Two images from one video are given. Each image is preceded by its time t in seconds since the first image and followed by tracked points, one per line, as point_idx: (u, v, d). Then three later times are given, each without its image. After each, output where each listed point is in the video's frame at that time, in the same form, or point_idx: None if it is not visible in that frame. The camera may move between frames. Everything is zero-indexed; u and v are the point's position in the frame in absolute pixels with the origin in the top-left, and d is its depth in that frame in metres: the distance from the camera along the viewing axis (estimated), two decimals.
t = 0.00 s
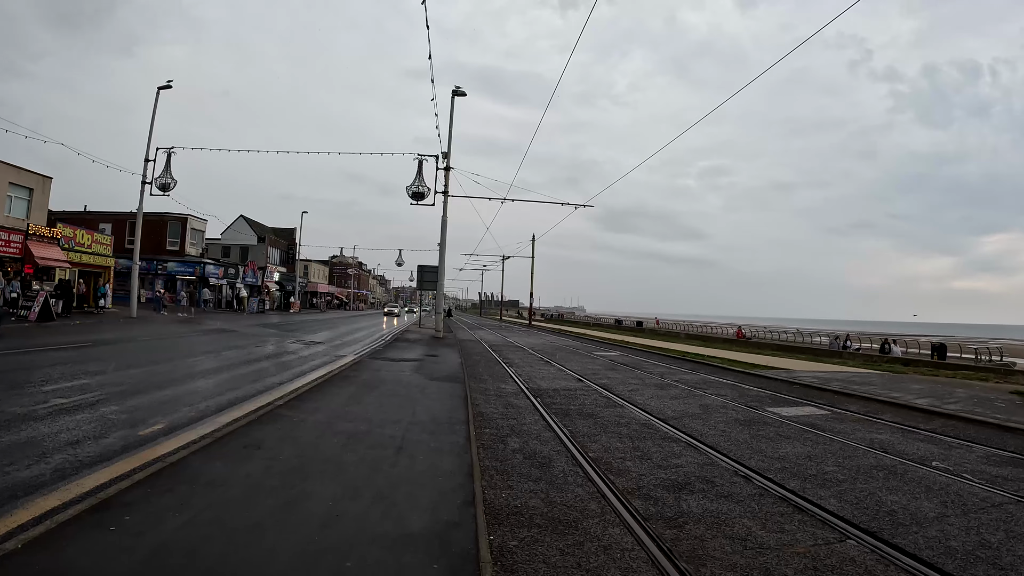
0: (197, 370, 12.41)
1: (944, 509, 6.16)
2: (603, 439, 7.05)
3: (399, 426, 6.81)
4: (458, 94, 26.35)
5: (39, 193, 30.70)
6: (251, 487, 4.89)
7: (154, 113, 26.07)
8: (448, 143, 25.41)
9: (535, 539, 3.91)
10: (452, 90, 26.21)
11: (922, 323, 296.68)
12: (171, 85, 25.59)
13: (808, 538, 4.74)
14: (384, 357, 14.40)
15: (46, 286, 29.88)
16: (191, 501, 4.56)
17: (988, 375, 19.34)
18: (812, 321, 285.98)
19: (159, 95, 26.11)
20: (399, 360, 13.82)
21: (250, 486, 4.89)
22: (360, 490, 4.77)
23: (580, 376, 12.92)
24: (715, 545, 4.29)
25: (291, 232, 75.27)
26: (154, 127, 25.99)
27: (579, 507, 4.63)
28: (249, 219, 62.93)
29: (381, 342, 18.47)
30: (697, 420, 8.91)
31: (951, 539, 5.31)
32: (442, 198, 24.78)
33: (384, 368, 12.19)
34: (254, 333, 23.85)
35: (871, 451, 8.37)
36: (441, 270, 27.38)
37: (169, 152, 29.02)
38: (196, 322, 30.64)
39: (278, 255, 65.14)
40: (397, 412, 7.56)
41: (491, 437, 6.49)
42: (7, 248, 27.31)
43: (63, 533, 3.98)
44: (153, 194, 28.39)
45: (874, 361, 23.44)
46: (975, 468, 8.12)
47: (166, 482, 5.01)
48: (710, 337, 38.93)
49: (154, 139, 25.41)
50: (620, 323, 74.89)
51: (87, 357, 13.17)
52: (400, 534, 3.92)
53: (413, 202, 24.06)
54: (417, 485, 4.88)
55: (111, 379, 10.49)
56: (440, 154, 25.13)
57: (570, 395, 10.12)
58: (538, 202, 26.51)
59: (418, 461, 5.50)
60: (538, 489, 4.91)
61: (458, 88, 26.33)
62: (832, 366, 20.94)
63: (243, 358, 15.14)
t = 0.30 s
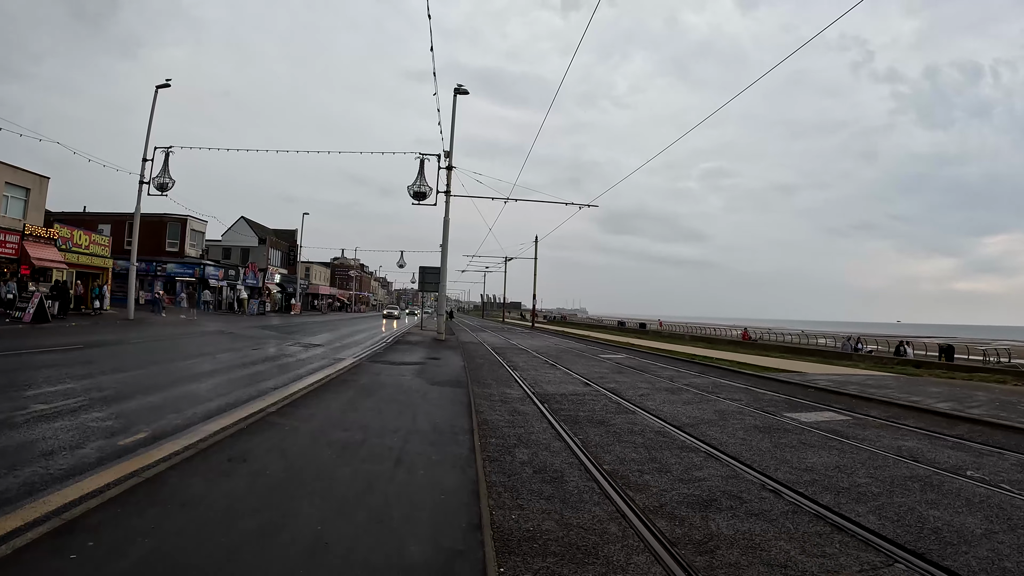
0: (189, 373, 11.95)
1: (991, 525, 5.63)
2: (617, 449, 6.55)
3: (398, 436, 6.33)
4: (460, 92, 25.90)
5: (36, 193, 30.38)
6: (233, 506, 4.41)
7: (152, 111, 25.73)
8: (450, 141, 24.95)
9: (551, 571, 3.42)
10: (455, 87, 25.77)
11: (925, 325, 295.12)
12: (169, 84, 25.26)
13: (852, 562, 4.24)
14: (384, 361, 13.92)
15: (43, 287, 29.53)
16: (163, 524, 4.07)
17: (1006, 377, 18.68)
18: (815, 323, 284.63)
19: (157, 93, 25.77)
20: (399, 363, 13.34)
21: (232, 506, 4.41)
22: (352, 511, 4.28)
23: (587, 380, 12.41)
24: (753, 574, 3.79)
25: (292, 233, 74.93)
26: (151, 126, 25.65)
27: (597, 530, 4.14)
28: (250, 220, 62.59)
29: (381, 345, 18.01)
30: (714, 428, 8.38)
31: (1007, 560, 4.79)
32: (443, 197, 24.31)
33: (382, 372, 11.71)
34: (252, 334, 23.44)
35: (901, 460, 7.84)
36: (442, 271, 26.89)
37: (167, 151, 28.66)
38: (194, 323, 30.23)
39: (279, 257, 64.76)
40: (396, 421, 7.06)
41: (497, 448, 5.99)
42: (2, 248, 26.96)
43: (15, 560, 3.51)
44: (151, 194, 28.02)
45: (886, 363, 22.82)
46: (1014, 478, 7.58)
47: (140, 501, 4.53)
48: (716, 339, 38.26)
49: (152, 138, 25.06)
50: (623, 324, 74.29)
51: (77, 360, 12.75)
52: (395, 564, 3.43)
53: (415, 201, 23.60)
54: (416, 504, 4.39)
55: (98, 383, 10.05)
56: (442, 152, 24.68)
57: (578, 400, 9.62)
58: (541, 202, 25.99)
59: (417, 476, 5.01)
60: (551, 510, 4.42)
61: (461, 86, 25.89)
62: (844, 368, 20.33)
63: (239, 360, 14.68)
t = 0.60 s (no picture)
0: (182, 379, 11.56)
1: None
2: (631, 463, 6.15)
3: (397, 449, 5.94)
4: (463, 91, 25.55)
5: (34, 194, 30.12)
6: (215, 535, 4.02)
7: (150, 112, 25.46)
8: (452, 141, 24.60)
9: None
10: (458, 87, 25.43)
11: (929, 327, 293.71)
12: (168, 84, 24.98)
13: None
14: (384, 366, 13.54)
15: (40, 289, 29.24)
16: (136, 555, 3.69)
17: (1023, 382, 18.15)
18: (818, 325, 283.51)
19: (156, 94, 25.53)
20: (399, 369, 12.96)
21: (214, 535, 4.02)
22: (345, 539, 3.88)
23: (594, 385, 12.01)
24: None
25: (292, 235, 74.63)
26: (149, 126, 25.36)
27: (616, 560, 3.74)
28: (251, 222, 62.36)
29: (382, 349, 17.65)
30: (730, 438, 7.98)
31: None
32: (445, 198, 23.94)
33: (381, 379, 11.32)
34: (250, 338, 23.08)
35: (929, 473, 7.40)
36: (445, 273, 26.49)
37: (166, 152, 28.39)
38: (193, 326, 29.91)
39: (280, 259, 64.45)
40: (395, 433, 6.67)
41: (503, 463, 5.59)
42: None
43: None
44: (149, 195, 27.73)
45: (897, 367, 22.31)
46: None
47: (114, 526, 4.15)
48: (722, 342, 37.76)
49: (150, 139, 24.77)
50: (625, 326, 73.74)
51: (68, 365, 12.39)
52: None
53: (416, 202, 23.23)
54: (416, 531, 3.99)
55: (86, 390, 9.68)
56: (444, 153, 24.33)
57: (585, 408, 9.21)
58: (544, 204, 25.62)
59: (418, 497, 4.61)
60: (564, 537, 4.02)
61: (463, 86, 25.55)
62: (855, 372, 19.85)
63: (235, 364, 14.33)
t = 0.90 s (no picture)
0: (169, 379, 11.05)
1: None
2: (642, 473, 5.68)
3: (388, 460, 5.47)
4: (462, 87, 25.11)
5: (27, 192, 29.66)
6: (176, 561, 3.55)
7: (144, 108, 25.01)
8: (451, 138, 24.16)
9: None
10: (457, 82, 25.00)
11: (929, 327, 293.25)
12: (163, 79, 24.51)
13: None
14: (380, 367, 13.05)
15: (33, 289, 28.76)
16: None
17: None
18: (819, 325, 282.87)
19: (150, 90, 25.09)
20: (396, 370, 12.48)
21: (175, 561, 3.55)
22: (323, 567, 3.41)
23: (597, 388, 11.51)
24: None
25: (291, 235, 74.14)
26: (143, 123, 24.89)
27: None
28: (249, 222, 61.85)
29: (379, 349, 17.14)
30: (745, 444, 7.50)
31: None
32: (444, 196, 23.48)
33: (376, 381, 10.83)
34: (246, 338, 22.57)
35: (959, 482, 6.91)
36: (443, 273, 26.01)
37: (161, 150, 27.93)
38: (189, 326, 29.42)
39: (279, 260, 63.96)
40: (387, 441, 6.19)
41: (503, 474, 5.11)
42: None
43: None
44: (144, 193, 27.28)
45: (906, 367, 21.80)
46: None
47: (65, 551, 3.68)
48: (724, 343, 37.20)
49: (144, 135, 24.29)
50: (625, 327, 73.21)
51: (51, 366, 11.90)
52: None
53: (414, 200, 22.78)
54: (405, 557, 3.52)
55: (65, 392, 9.16)
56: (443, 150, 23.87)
57: (590, 412, 8.73)
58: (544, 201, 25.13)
59: (409, 516, 4.14)
60: (572, 562, 3.55)
61: (463, 81, 25.10)
62: (864, 372, 19.30)
63: (227, 365, 13.85)
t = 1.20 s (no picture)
0: (159, 382, 10.67)
1: None
2: (658, 487, 5.28)
3: (383, 473, 5.06)
4: (462, 84, 24.72)
5: (22, 191, 29.26)
6: None
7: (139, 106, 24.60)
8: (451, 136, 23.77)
9: None
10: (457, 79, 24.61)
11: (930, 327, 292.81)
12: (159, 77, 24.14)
13: None
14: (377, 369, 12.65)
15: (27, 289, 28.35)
16: None
17: None
18: (819, 325, 281.50)
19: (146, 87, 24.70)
20: (396, 373, 12.08)
21: None
22: None
23: (603, 392, 11.10)
24: None
25: (290, 235, 73.71)
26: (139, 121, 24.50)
27: None
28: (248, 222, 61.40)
29: (378, 351, 16.76)
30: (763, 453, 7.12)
31: None
32: (444, 194, 23.09)
33: (374, 384, 10.44)
34: (243, 339, 22.16)
35: (991, 493, 6.52)
36: (443, 273, 25.61)
37: (157, 148, 27.54)
38: (186, 327, 29.01)
39: (277, 260, 63.52)
40: (382, 452, 5.78)
41: (509, 490, 4.71)
42: None
43: None
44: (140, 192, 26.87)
45: (915, 368, 21.36)
46: None
47: None
48: (728, 343, 36.77)
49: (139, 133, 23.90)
50: (626, 328, 72.67)
51: (36, 368, 11.49)
52: None
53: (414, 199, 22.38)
54: None
55: (47, 397, 8.75)
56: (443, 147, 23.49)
57: (596, 418, 8.33)
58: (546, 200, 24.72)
59: (405, 539, 3.73)
60: None
61: (463, 78, 24.70)
62: (873, 374, 18.88)
63: (221, 367, 13.44)
